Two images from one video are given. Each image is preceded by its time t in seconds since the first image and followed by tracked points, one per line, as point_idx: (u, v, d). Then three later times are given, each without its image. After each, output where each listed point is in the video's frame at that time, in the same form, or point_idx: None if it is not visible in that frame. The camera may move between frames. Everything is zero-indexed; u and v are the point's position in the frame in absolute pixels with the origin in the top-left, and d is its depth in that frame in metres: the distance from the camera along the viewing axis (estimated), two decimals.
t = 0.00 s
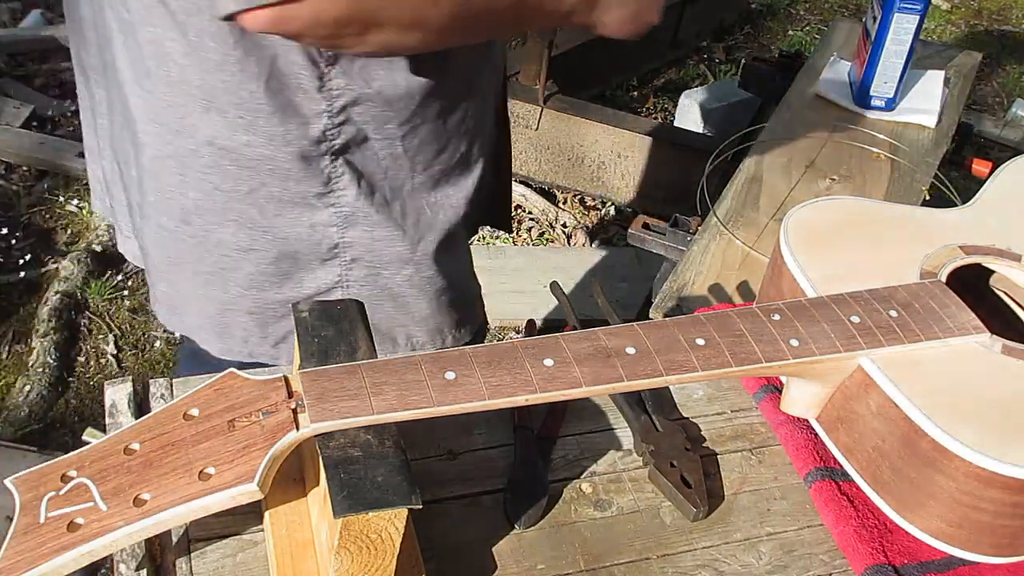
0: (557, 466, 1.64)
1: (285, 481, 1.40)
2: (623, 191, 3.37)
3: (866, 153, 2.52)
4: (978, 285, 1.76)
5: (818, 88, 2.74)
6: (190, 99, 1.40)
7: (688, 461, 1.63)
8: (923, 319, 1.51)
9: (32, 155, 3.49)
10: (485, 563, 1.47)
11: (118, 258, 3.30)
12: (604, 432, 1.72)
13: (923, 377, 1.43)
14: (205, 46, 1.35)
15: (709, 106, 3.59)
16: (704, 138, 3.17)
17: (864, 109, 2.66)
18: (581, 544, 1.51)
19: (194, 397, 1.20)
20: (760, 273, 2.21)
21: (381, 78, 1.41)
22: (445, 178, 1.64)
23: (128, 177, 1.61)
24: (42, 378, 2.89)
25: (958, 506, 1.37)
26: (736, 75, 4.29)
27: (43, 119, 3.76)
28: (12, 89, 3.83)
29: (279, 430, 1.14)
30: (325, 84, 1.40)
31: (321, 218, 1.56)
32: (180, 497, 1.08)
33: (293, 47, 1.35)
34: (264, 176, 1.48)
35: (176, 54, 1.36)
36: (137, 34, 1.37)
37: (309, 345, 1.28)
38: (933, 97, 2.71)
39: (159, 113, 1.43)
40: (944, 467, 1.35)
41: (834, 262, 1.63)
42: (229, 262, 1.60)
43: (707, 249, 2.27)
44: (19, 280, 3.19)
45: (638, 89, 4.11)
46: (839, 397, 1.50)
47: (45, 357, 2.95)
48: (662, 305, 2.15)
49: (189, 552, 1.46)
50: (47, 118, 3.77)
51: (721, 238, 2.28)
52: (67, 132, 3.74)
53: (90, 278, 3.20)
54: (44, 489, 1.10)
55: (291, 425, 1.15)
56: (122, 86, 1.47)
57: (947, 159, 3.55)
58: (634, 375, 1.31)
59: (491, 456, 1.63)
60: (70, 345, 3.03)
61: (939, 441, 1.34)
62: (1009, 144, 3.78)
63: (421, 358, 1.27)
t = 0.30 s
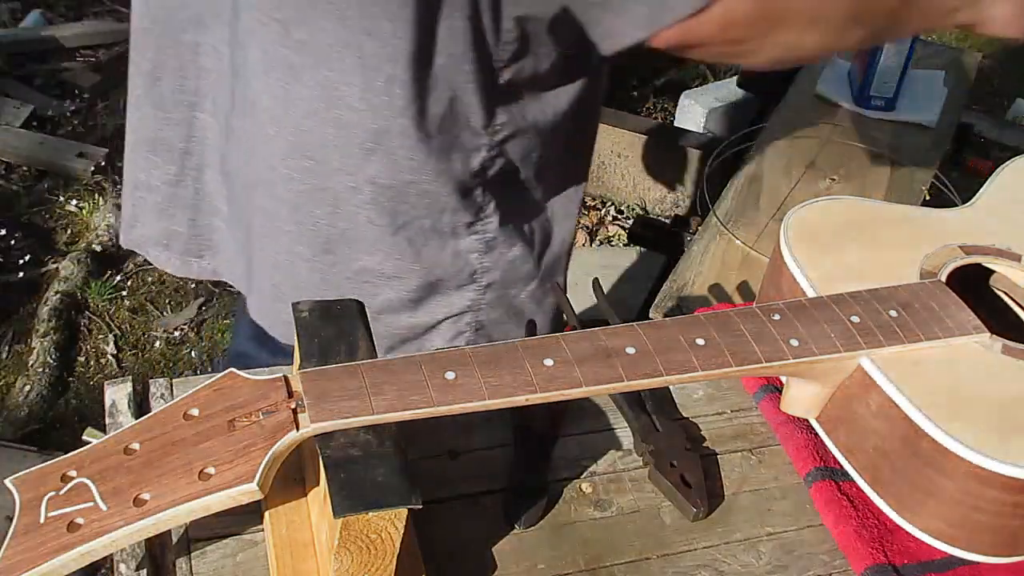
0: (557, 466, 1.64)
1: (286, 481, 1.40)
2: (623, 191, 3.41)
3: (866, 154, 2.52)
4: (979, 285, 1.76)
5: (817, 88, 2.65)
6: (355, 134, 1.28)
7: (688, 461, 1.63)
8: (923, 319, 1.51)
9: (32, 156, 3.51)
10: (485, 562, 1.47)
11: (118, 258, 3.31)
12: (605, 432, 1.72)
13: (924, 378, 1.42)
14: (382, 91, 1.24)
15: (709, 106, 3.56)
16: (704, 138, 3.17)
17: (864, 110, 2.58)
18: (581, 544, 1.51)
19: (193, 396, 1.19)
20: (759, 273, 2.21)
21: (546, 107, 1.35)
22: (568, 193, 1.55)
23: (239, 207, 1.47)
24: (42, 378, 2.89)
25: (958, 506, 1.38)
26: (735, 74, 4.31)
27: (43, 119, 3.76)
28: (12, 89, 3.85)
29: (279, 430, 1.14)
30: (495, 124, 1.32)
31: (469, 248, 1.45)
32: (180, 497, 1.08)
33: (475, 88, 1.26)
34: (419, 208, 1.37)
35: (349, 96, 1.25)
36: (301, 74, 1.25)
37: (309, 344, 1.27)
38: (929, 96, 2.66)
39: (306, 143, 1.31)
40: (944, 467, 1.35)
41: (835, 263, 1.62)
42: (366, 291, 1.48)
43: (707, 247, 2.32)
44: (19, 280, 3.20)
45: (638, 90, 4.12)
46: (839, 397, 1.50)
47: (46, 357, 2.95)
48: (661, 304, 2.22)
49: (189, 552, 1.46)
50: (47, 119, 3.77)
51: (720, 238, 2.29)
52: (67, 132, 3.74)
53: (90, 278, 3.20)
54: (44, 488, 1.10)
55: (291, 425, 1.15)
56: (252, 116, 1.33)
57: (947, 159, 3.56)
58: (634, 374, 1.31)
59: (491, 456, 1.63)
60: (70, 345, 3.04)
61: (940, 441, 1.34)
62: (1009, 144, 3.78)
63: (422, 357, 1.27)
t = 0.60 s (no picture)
0: (557, 466, 1.64)
1: (286, 480, 1.40)
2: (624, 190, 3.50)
3: (866, 154, 2.52)
4: (979, 285, 1.76)
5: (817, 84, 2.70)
6: (503, 170, 1.42)
7: (689, 461, 1.63)
8: (923, 319, 1.51)
9: (32, 156, 3.51)
10: (485, 562, 1.47)
11: (119, 258, 3.31)
12: (605, 432, 1.72)
13: (924, 378, 1.43)
14: (547, 125, 1.37)
15: (709, 106, 3.57)
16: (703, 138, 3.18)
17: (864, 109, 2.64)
18: (582, 544, 1.51)
19: (194, 396, 1.19)
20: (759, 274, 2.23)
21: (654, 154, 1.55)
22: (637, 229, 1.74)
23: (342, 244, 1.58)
24: (42, 379, 2.89)
25: (958, 506, 1.38)
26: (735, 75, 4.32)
27: (43, 119, 3.76)
28: (12, 90, 3.85)
29: (279, 430, 1.14)
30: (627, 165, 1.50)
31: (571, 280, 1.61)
32: (180, 497, 1.08)
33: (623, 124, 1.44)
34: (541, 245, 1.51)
35: (508, 133, 1.39)
36: (455, 112, 1.37)
37: (309, 344, 1.27)
38: (932, 96, 2.69)
39: (440, 177, 1.44)
40: (944, 466, 1.35)
41: (835, 263, 1.63)
42: (470, 320, 1.61)
43: (708, 248, 2.32)
44: (19, 280, 3.20)
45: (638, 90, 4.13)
46: (839, 397, 1.50)
47: (45, 357, 2.95)
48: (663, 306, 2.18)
49: (189, 552, 1.46)
50: (47, 119, 3.77)
51: (718, 241, 2.31)
52: (67, 132, 3.74)
53: (90, 278, 3.20)
54: (44, 489, 1.10)
55: (291, 425, 1.15)
56: (384, 154, 1.43)
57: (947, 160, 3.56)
58: (634, 375, 1.31)
59: (491, 456, 1.63)
60: (70, 345, 3.04)
61: (940, 441, 1.34)
62: (1008, 144, 3.78)
63: (421, 357, 1.27)
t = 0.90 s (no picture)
0: (557, 466, 1.64)
1: (286, 481, 1.40)
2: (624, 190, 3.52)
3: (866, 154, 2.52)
4: (979, 285, 1.76)
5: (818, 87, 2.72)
6: (513, 174, 1.47)
7: (689, 461, 1.63)
8: (923, 319, 1.51)
9: (32, 156, 3.51)
10: (486, 563, 1.47)
11: (119, 257, 3.31)
12: (605, 432, 1.72)
13: (925, 378, 1.42)
14: (557, 126, 1.39)
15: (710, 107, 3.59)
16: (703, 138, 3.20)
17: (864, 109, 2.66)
18: (581, 544, 1.51)
19: (194, 396, 1.19)
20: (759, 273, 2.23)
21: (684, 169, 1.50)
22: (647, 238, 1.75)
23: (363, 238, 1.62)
24: (42, 379, 2.89)
25: (958, 506, 1.37)
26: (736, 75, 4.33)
27: (43, 119, 3.76)
28: (11, 89, 3.85)
29: (279, 430, 1.14)
30: (648, 174, 1.45)
31: (579, 286, 1.64)
32: (180, 497, 1.08)
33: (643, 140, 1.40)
34: (554, 255, 1.58)
35: (518, 135, 1.42)
36: (472, 111, 1.42)
37: (309, 344, 1.27)
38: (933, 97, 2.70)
39: (454, 173, 1.50)
40: (944, 466, 1.35)
41: (836, 263, 1.63)
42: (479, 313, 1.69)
43: (709, 245, 2.33)
44: (19, 280, 3.20)
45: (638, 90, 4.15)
46: (839, 397, 1.50)
47: (45, 357, 2.95)
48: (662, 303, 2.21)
49: (189, 552, 1.46)
50: (47, 118, 3.76)
51: (722, 237, 2.32)
52: (67, 132, 3.74)
53: (90, 278, 3.20)
54: (44, 489, 1.10)
55: (290, 425, 1.15)
56: (403, 149, 1.49)
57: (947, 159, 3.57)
58: (634, 375, 1.31)
59: (491, 456, 1.63)
60: (70, 345, 3.03)
61: (940, 441, 1.34)
62: (1008, 144, 3.78)
63: (421, 357, 1.27)
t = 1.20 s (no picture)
0: (557, 466, 1.64)
1: (286, 481, 1.40)
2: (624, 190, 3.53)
3: (866, 154, 2.52)
4: (979, 284, 1.76)
5: (818, 88, 2.74)
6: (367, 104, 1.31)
7: (689, 461, 1.62)
8: (923, 319, 1.51)
9: (32, 156, 3.51)
10: (486, 563, 1.47)
11: (119, 257, 3.31)
12: (605, 432, 1.72)
13: (925, 379, 1.42)
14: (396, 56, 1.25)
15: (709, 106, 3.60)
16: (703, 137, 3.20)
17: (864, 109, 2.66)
18: (582, 544, 1.51)
19: (194, 396, 1.19)
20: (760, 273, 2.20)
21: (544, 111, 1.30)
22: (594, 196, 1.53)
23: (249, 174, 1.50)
24: (42, 379, 2.89)
25: (958, 506, 1.38)
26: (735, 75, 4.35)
27: (43, 119, 3.76)
28: (12, 90, 3.85)
29: (279, 430, 1.14)
30: (494, 107, 1.28)
31: (459, 231, 1.45)
32: (180, 498, 1.08)
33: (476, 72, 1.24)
34: (422, 199, 1.41)
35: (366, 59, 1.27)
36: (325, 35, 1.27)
37: (309, 344, 1.27)
38: (933, 97, 2.71)
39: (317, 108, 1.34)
40: (945, 466, 1.35)
41: (835, 263, 1.63)
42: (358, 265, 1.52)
43: (706, 246, 2.26)
44: (19, 280, 3.20)
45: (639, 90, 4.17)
46: (839, 397, 1.50)
47: (45, 357, 2.95)
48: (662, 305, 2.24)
49: (189, 552, 1.46)
50: (47, 118, 3.77)
51: (721, 238, 2.23)
52: (67, 131, 3.74)
53: (90, 278, 3.20)
54: (44, 489, 1.10)
55: (290, 425, 1.15)
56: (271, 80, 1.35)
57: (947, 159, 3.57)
58: (634, 375, 1.31)
59: (491, 456, 1.63)
60: (69, 345, 3.03)
61: (940, 441, 1.34)
62: (1008, 144, 3.78)
63: (421, 357, 1.27)
